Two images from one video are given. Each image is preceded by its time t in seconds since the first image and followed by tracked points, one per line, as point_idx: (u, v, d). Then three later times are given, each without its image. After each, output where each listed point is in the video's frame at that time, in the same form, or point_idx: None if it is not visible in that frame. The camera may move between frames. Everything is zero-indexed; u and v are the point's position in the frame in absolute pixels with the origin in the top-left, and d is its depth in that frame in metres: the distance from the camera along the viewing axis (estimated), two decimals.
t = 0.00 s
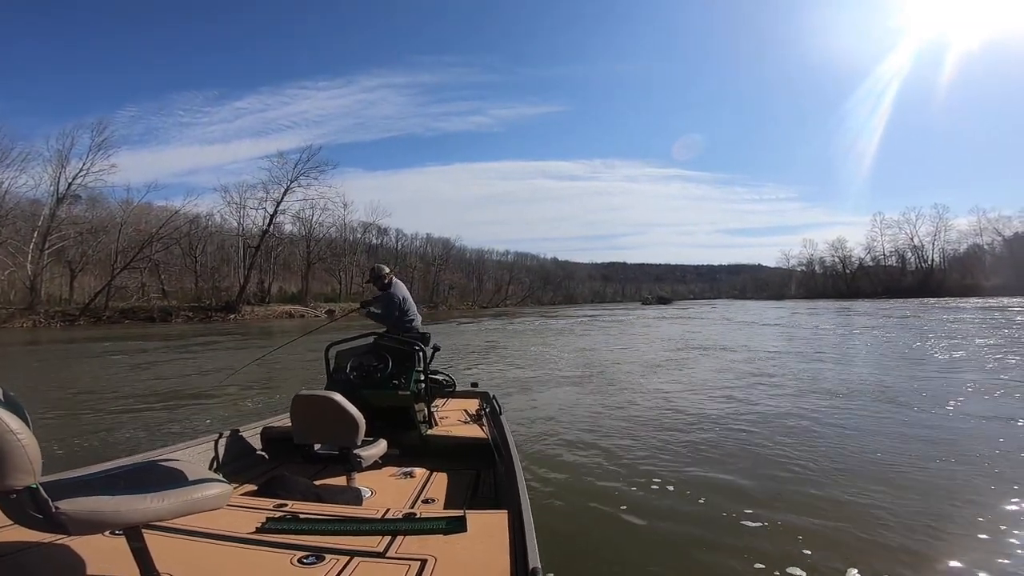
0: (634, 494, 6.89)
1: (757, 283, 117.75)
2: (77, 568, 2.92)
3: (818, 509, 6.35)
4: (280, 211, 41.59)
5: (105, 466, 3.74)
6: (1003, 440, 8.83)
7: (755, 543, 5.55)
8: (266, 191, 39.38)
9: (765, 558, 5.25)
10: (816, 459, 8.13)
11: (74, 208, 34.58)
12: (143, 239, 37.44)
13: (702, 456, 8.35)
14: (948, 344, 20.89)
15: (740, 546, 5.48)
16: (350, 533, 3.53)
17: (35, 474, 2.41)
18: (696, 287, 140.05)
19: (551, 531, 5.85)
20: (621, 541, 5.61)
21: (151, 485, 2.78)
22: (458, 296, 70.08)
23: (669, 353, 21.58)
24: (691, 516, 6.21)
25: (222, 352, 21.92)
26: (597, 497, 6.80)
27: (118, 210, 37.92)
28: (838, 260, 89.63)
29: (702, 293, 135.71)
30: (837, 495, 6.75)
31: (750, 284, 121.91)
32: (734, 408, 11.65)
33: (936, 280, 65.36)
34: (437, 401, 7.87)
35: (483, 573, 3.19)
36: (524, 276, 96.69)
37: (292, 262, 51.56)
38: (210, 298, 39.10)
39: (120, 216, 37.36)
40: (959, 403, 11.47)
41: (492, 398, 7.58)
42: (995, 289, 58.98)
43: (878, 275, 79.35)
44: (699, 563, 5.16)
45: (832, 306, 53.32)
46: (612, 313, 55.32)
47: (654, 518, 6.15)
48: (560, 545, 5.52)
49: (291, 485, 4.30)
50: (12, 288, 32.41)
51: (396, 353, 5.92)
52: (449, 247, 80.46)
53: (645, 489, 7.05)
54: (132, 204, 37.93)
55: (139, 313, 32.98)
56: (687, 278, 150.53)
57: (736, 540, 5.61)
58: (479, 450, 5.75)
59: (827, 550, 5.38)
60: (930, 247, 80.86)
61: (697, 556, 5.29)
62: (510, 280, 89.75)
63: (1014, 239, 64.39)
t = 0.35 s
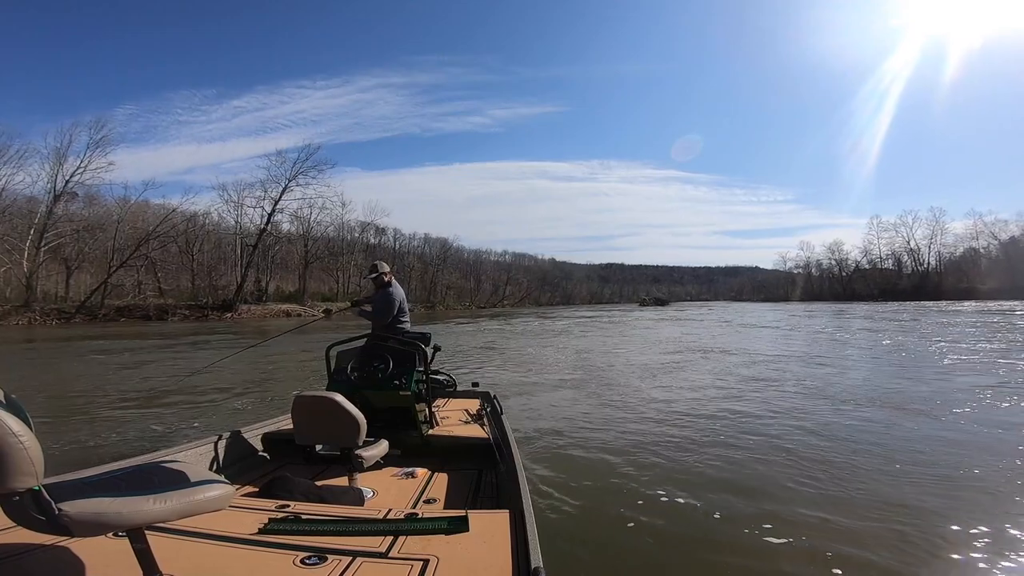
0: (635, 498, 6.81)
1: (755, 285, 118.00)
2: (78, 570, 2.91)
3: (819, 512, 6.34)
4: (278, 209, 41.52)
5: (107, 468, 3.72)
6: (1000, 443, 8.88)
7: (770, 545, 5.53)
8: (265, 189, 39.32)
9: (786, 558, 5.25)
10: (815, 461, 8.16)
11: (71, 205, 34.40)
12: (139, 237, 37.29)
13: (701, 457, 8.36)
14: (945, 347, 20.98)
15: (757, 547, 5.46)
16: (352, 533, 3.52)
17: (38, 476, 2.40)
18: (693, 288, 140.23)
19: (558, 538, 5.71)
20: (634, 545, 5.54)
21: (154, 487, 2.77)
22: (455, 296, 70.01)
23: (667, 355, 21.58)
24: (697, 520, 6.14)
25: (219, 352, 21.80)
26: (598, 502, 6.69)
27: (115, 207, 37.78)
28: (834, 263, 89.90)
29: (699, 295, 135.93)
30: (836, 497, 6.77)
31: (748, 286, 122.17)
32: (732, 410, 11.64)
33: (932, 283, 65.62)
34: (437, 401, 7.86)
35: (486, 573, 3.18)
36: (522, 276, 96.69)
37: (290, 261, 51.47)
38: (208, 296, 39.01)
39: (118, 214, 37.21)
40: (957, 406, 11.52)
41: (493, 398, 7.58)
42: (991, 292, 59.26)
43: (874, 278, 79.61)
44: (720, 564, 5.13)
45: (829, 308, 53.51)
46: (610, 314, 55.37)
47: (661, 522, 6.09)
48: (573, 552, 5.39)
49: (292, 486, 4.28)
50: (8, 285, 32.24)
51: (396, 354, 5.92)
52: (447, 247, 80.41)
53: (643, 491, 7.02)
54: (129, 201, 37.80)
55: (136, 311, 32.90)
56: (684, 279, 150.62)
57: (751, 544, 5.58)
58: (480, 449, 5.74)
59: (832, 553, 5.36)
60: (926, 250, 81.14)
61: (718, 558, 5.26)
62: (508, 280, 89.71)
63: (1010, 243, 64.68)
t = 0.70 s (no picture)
0: (632, 501, 6.73)
1: (751, 288, 118.33)
2: (77, 567, 2.89)
3: (815, 515, 6.36)
4: (276, 207, 41.45)
5: (106, 466, 3.70)
6: (995, 448, 8.93)
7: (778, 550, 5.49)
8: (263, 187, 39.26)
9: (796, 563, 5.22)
10: (812, 463, 8.19)
11: (69, 201, 34.23)
12: (137, 233, 37.22)
13: (698, 459, 8.38)
14: (941, 353, 21.07)
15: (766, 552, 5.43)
16: (350, 532, 3.50)
17: (38, 473, 2.38)
18: (690, 291, 140.47)
19: (560, 544, 5.60)
20: (639, 550, 5.46)
21: (153, 484, 2.74)
22: (452, 296, 70.02)
23: (664, 357, 21.61)
24: (697, 523, 6.09)
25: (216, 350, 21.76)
26: (595, 507, 6.57)
27: (113, 203, 37.66)
28: (831, 267, 90.17)
29: (696, 298, 136.21)
30: (833, 500, 6.79)
31: (744, 290, 122.48)
32: (729, 413, 11.65)
33: (928, 289, 65.88)
34: (438, 401, 7.85)
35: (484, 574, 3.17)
36: (519, 277, 96.71)
37: (287, 259, 51.40)
38: (204, 293, 38.91)
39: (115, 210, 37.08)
40: (953, 412, 11.58)
41: (493, 398, 7.57)
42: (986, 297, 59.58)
43: (870, 283, 79.91)
44: (727, 567, 5.13)
45: (825, 313, 53.72)
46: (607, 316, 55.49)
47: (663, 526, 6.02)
48: (578, 559, 5.29)
49: (291, 485, 4.26)
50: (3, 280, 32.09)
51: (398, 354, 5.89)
52: (444, 247, 80.44)
53: (641, 494, 6.98)
54: (127, 197, 37.67)
55: (132, 307, 32.82)
56: (681, 281, 150.90)
57: (758, 548, 5.55)
58: (479, 449, 5.73)
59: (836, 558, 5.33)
60: (922, 255, 81.47)
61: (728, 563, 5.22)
62: (505, 280, 89.76)
63: (1006, 249, 64.96)
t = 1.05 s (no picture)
0: (631, 503, 6.71)
1: (749, 290, 118.52)
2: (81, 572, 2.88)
3: (815, 517, 6.38)
4: (274, 206, 41.37)
5: (108, 470, 3.69)
6: (993, 451, 8.98)
7: (782, 555, 5.49)
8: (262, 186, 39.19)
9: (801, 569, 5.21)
10: (810, 465, 8.22)
11: (66, 199, 34.13)
12: (134, 231, 37.12)
13: (697, 461, 8.41)
14: (939, 356, 21.16)
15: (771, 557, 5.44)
16: (354, 534, 3.50)
17: (41, 479, 2.37)
18: (688, 293, 140.68)
19: (565, 547, 5.58)
20: (644, 553, 5.46)
21: (157, 488, 2.73)
22: (450, 297, 70.08)
23: (661, 359, 21.63)
24: (700, 527, 6.08)
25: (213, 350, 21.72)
26: (595, 509, 6.55)
27: (110, 201, 37.55)
28: (829, 270, 90.36)
29: (694, 300, 136.43)
30: (832, 502, 6.82)
31: (742, 292, 122.66)
32: (726, 415, 11.68)
33: (925, 292, 66.10)
34: (439, 402, 7.85)
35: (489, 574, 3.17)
36: (517, 278, 96.74)
37: (285, 258, 51.34)
38: (201, 292, 38.83)
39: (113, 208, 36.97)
40: (950, 414, 11.64)
41: (495, 398, 7.57)
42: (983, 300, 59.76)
43: (867, 285, 80.08)
44: (731, 568, 5.21)
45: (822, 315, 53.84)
46: (605, 317, 55.53)
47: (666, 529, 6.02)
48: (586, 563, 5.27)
49: (294, 487, 4.26)
50: None
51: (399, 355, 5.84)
52: (442, 246, 80.34)
53: (640, 496, 6.97)
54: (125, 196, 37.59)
55: (129, 305, 32.73)
56: (679, 283, 151.09)
57: (760, 550, 5.60)
58: (481, 450, 5.74)
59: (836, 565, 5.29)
60: (920, 258, 81.66)
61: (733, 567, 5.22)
62: (503, 281, 89.76)
63: (1003, 253, 65.16)
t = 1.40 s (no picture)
0: (629, 505, 6.68)
1: (748, 292, 118.67)
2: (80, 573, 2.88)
3: (814, 518, 6.39)
4: (274, 206, 41.32)
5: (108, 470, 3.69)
6: (991, 453, 9.00)
7: (783, 556, 5.50)
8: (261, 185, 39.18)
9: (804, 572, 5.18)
10: (809, 467, 8.24)
11: (65, 197, 34.09)
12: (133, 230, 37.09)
13: (697, 462, 8.41)
14: (938, 358, 21.19)
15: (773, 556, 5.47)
16: (354, 534, 3.49)
17: (41, 478, 2.36)
18: (687, 294, 140.81)
19: (563, 552, 5.49)
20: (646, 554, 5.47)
21: (157, 488, 2.73)
22: (449, 297, 70.12)
23: (661, 360, 21.62)
24: (702, 527, 6.09)
25: (210, 350, 21.66)
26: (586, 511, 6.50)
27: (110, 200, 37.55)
28: (827, 272, 90.46)
29: (693, 302, 136.59)
30: (831, 503, 6.83)
31: (741, 294, 122.82)
32: (726, 416, 11.66)
33: (923, 295, 66.24)
34: (439, 402, 7.85)
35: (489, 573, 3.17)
36: (516, 278, 96.77)
37: (284, 258, 51.33)
38: (200, 291, 38.79)
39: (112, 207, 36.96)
40: (949, 416, 11.66)
41: (494, 398, 7.56)
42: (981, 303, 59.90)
43: (866, 288, 80.20)
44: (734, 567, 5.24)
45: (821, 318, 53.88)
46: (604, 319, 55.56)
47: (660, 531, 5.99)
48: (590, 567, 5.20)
49: (294, 487, 4.25)
50: None
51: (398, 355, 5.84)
52: (442, 247, 80.37)
53: (639, 497, 6.95)
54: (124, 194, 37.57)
55: (127, 304, 32.68)
56: (678, 285, 151.26)
57: (762, 549, 5.62)
58: (481, 451, 5.73)
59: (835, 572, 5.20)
60: (918, 261, 81.79)
61: (737, 568, 5.23)
62: (502, 282, 89.81)
63: (1001, 256, 65.29)
